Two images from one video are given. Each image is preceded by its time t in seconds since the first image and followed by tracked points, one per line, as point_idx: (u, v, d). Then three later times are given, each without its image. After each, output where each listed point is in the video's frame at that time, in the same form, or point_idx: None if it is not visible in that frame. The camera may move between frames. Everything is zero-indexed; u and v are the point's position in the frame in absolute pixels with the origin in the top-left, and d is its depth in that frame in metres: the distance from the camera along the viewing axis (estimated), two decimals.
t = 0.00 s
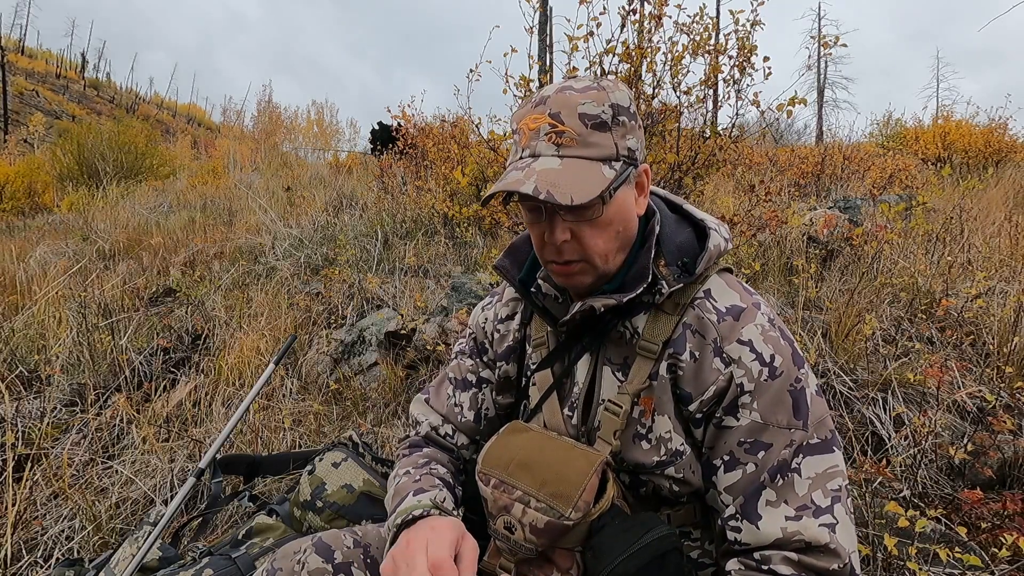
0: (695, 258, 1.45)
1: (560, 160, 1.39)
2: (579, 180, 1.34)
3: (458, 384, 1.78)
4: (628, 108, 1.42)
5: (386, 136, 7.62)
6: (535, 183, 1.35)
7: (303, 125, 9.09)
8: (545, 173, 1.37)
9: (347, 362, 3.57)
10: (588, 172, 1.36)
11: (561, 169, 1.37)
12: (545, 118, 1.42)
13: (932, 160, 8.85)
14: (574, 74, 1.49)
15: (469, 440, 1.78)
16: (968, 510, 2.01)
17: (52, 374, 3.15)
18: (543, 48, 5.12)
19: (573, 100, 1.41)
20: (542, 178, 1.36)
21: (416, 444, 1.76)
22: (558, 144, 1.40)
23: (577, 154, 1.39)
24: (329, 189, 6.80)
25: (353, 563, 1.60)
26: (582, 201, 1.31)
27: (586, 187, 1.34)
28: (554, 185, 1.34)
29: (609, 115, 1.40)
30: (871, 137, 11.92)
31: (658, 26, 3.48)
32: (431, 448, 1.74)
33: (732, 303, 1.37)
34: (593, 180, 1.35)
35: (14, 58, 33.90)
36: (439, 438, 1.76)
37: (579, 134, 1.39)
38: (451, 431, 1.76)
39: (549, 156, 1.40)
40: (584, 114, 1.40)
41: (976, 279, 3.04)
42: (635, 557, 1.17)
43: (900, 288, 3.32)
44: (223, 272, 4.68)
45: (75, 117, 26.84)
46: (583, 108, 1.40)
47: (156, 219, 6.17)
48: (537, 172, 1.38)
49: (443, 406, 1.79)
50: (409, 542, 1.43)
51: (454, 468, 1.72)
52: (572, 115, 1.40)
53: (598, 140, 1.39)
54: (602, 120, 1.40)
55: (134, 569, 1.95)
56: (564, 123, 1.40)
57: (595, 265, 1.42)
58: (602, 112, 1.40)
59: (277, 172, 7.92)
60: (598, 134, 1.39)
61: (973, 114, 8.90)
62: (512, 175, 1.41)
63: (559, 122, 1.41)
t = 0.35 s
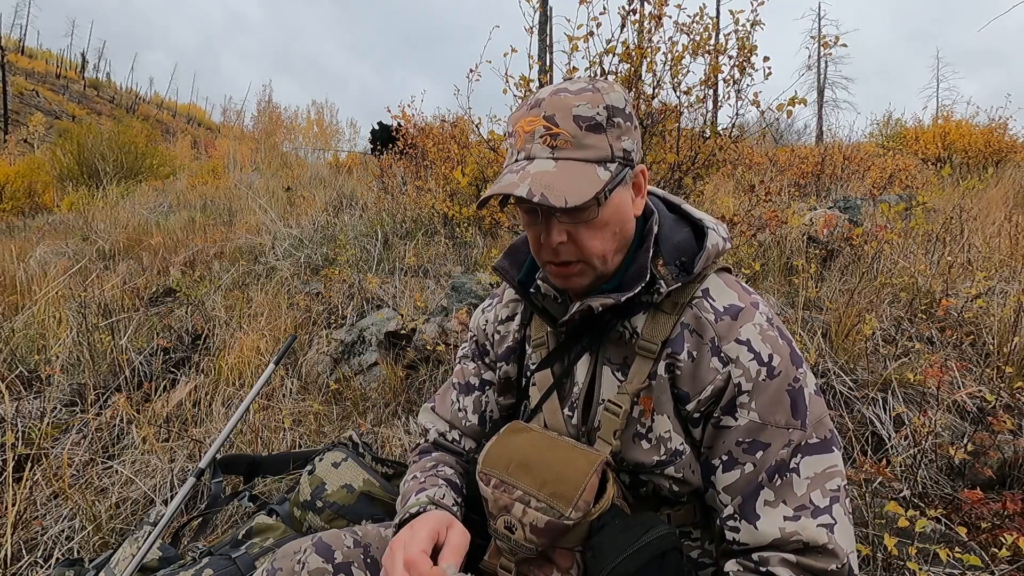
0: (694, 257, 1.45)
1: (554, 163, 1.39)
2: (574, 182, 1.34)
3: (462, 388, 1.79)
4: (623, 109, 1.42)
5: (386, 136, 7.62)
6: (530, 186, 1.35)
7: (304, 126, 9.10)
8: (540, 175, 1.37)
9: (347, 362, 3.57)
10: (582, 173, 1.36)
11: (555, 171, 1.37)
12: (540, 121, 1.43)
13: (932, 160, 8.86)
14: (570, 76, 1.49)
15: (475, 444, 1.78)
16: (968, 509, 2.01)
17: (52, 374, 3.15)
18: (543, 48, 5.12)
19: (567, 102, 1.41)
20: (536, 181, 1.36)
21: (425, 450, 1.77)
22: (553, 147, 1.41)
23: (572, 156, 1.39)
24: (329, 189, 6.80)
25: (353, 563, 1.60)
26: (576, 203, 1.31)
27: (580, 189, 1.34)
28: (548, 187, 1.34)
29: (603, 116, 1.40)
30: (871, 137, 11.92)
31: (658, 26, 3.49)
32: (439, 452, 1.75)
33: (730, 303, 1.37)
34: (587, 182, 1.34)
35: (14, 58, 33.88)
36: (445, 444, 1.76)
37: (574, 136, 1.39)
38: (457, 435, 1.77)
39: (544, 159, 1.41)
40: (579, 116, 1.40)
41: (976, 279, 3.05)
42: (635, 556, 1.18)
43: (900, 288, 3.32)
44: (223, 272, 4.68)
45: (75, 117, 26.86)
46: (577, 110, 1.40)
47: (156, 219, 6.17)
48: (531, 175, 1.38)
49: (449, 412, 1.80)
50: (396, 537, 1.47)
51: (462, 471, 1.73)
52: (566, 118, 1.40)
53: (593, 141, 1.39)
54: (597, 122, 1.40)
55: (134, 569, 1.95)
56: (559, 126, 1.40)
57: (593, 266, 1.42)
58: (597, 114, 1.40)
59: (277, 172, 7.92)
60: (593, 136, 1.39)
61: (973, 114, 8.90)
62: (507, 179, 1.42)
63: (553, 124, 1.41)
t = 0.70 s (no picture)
0: (692, 256, 1.44)
1: (551, 162, 1.39)
2: (569, 181, 1.34)
3: (461, 389, 1.79)
4: (619, 109, 1.42)
5: (386, 136, 7.63)
6: (526, 185, 1.35)
7: (303, 126, 9.11)
8: (536, 175, 1.37)
9: (347, 362, 3.57)
10: (579, 173, 1.36)
11: (551, 171, 1.37)
12: (536, 121, 1.43)
13: (932, 160, 8.87)
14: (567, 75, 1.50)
15: (474, 444, 1.79)
16: (968, 510, 2.01)
17: (52, 374, 3.15)
18: (542, 48, 5.12)
19: (564, 102, 1.41)
20: (533, 179, 1.36)
21: (422, 450, 1.77)
22: (550, 146, 1.41)
23: (568, 155, 1.39)
24: (329, 189, 6.80)
25: (353, 563, 1.60)
26: (573, 202, 1.31)
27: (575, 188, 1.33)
28: (545, 186, 1.34)
29: (600, 116, 1.40)
30: (871, 137, 11.93)
31: (658, 27, 3.49)
32: (437, 452, 1.75)
33: (728, 303, 1.37)
34: (584, 181, 1.34)
35: (14, 57, 33.87)
36: (443, 444, 1.77)
37: (570, 136, 1.39)
38: (455, 435, 1.77)
39: (540, 159, 1.41)
40: (575, 115, 1.40)
41: (976, 279, 3.05)
42: (632, 556, 1.18)
43: (900, 288, 3.32)
44: (223, 272, 4.69)
45: (75, 117, 26.86)
46: (574, 109, 1.40)
47: (156, 219, 6.17)
48: (528, 174, 1.38)
49: (447, 412, 1.81)
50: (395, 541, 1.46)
51: (460, 472, 1.73)
52: (563, 117, 1.40)
53: (589, 141, 1.39)
54: (593, 122, 1.40)
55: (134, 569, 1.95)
56: (555, 125, 1.40)
57: (590, 266, 1.42)
58: (593, 114, 1.40)
59: (277, 173, 7.92)
60: (589, 135, 1.39)
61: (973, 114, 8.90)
62: (504, 178, 1.42)
63: (550, 124, 1.42)
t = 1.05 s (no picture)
0: (696, 259, 1.43)
1: (564, 147, 1.39)
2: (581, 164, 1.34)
3: (458, 383, 1.79)
4: (635, 104, 1.43)
5: (386, 136, 7.64)
6: (538, 167, 1.35)
7: (303, 126, 9.13)
8: (548, 158, 1.37)
9: (347, 362, 3.57)
10: (591, 161, 1.36)
11: (564, 155, 1.37)
12: (553, 106, 1.42)
13: (932, 160, 8.88)
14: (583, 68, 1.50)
15: (467, 437, 1.79)
16: (968, 510, 2.02)
17: (52, 374, 3.14)
18: (542, 48, 5.13)
19: (581, 91, 1.41)
20: (545, 160, 1.36)
21: (409, 439, 1.77)
22: (564, 132, 1.40)
23: (583, 143, 1.38)
24: (329, 189, 6.81)
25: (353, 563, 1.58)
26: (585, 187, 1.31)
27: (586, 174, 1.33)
28: (557, 169, 1.34)
29: (616, 108, 1.40)
30: (871, 137, 11.94)
31: (658, 27, 3.50)
32: (424, 442, 1.76)
33: (733, 307, 1.37)
34: (596, 171, 1.34)
35: (13, 58, 33.85)
36: (436, 435, 1.77)
37: (586, 123, 1.39)
38: (449, 427, 1.78)
39: (553, 142, 1.40)
40: (592, 105, 1.40)
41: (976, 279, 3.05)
42: (636, 561, 1.17)
43: (900, 288, 3.32)
44: (223, 272, 4.69)
45: (75, 117, 26.85)
46: (591, 98, 1.40)
47: (156, 219, 6.17)
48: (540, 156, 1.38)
49: (441, 404, 1.81)
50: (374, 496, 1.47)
51: (444, 462, 1.72)
52: (579, 105, 1.40)
53: (603, 131, 1.39)
54: (609, 113, 1.40)
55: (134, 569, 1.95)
56: (571, 111, 1.40)
57: (594, 260, 1.42)
58: (609, 105, 1.40)
59: (277, 172, 7.92)
60: (604, 125, 1.39)
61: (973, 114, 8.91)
62: (515, 160, 1.42)
63: (566, 110, 1.41)
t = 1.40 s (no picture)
0: (715, 254, 1.50)
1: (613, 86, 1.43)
2: (615, 114, 1.49)
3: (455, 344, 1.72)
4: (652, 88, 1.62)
5: (386, 137, 7.65)
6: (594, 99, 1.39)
7: (303, 126, 9.14)
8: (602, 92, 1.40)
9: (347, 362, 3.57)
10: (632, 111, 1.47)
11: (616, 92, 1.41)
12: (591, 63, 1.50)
13: (932, 160, 8.90)
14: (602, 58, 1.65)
15: (459, 408, 1.68)
16: (968, 509, 2.02)
17: (52, 374, 3.14)
18: (542, 48, 5.13)
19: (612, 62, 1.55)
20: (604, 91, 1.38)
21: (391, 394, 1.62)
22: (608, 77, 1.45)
23: (627, 89, 1.46)
24: (329, 189, 6.81)
25: (349, 563, 1.61)
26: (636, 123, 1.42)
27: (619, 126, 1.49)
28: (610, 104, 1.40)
29: (643, 79, 1.56)
30: (871, 137, 11.93)
31: (658, 27, 3.51)
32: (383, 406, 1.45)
33: (748, 303, 1.41)
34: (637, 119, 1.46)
35: (14, 57, 33.84)
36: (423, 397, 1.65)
37: (625, 78, 1.49)
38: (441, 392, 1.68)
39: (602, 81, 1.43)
40: (626, 69, 1.52)
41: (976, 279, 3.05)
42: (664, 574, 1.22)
43: (899, 288, 3.32)
44: (223, 272, 4.69)
45: (75, 117, 26.82)
46: (624, 66, 1.53)
47: (156, 219, 6.17)
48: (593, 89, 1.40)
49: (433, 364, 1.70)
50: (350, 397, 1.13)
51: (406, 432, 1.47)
52: (616, 67, 1.51)
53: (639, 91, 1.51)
54: (639, 80, 1.54)
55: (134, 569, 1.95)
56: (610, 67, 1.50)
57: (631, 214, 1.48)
58: (639, 75, 1.55)
59: (277, 173, 7.92)
60: (638, 87, 1.52)
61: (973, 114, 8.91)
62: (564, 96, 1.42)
63: (605, 65, 1.49)
